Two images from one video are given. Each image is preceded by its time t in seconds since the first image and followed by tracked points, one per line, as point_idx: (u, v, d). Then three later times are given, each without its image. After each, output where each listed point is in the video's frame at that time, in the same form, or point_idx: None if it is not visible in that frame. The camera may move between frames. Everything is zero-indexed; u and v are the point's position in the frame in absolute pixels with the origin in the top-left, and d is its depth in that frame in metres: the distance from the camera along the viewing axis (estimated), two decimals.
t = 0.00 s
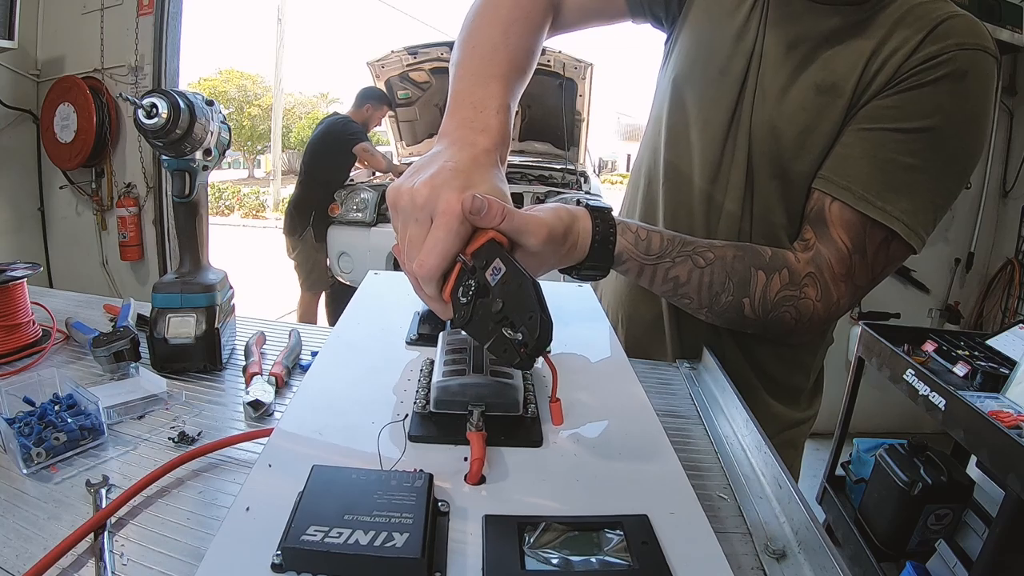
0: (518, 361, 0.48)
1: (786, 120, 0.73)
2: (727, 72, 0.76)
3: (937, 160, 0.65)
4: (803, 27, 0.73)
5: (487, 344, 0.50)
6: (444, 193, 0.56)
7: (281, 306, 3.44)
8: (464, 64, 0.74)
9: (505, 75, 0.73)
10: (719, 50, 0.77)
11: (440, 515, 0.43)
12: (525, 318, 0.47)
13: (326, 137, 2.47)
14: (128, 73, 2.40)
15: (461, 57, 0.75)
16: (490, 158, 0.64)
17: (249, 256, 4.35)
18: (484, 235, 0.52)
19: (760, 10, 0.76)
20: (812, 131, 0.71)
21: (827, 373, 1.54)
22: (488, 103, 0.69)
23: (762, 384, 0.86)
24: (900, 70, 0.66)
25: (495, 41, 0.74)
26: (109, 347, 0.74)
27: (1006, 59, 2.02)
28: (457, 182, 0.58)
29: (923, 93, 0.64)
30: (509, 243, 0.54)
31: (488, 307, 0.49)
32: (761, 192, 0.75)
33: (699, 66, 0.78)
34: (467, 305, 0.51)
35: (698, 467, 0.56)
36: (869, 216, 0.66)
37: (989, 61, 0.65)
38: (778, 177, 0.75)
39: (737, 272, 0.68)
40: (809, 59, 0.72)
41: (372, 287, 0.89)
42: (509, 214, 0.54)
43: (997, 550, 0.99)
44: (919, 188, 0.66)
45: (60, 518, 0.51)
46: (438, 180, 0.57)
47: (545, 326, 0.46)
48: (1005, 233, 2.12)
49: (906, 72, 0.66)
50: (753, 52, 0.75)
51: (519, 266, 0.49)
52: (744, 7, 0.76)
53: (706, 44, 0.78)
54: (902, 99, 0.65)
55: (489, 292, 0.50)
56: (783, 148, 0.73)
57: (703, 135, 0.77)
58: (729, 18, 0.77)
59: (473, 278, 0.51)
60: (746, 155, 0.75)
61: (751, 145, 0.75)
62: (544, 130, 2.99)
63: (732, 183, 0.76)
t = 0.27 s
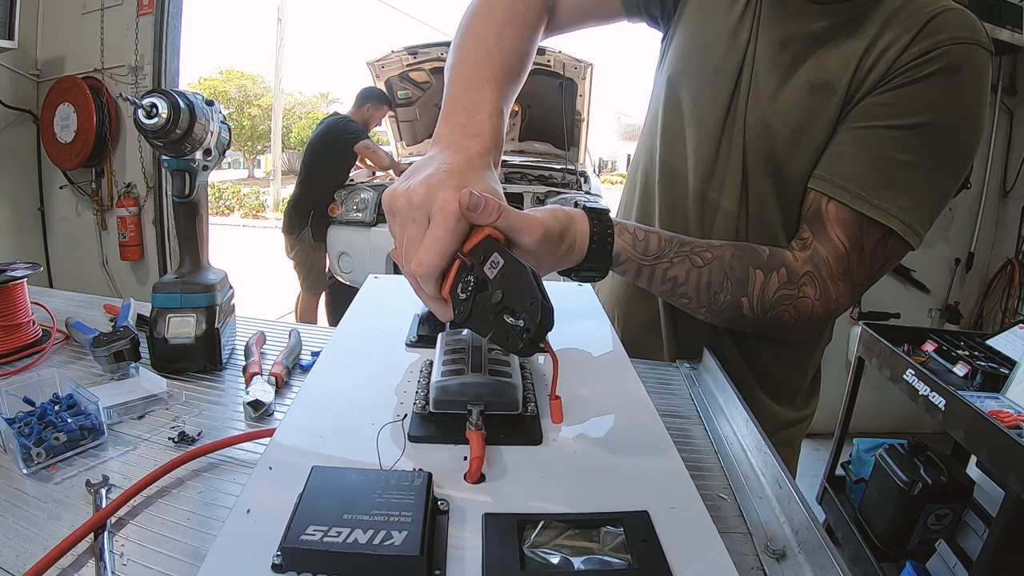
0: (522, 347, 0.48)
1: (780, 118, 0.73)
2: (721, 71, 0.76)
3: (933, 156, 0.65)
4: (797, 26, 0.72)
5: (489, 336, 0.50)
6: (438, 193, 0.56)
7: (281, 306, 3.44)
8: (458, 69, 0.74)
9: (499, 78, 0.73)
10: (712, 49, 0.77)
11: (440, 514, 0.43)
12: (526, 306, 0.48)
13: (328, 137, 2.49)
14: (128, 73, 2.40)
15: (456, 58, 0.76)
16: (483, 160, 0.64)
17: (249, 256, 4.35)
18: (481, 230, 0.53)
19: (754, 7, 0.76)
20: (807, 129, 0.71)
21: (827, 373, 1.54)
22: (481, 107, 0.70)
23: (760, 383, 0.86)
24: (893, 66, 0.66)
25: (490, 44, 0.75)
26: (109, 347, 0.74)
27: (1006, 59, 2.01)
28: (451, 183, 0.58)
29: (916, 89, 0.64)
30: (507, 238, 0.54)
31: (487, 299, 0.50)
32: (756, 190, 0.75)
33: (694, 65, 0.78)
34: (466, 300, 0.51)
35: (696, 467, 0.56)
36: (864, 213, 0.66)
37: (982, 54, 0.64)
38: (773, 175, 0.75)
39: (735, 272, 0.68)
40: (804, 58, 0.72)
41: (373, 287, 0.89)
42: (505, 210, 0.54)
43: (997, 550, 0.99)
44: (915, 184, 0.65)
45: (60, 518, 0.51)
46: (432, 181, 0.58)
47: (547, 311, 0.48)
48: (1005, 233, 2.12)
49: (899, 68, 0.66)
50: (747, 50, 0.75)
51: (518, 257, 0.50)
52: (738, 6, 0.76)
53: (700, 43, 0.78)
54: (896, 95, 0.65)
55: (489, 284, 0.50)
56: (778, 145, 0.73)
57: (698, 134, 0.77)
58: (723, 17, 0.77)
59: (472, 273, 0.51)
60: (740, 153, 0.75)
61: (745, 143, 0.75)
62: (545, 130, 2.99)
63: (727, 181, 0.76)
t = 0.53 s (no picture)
0: (522, 345, 0.48)
1: (775, 115, 0.73)
2: (717, 69, 0.76)
3: (929, 151, 0.65)
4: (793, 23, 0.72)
5: (489, 336, 0.50)
6: (435, 197, 0.56)
7: (282, 306, 3.44)
8: (454, 73, 0.74)
9: (494, 82, 0.73)
10: (705, 47, 0.77)
11: (440, 513, 0.43)
12: (525, 304, 0.48)
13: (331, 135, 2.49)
14: (128, 73, 2.40)
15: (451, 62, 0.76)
16: (476, 165, 0.65)
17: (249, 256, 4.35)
18: (478, 233, 0.53)
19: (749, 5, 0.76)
20: (802, 126, 0.71)
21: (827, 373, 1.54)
22: (476, 112, 0.70)
23: (760, 383, 0.86)
24: (886, 62, 0.66)
25: (486, 49, 0.75)
26: (109, 347, 0.74)
27: (1006, 59, 2.01)
28: (448, 187, 0.58)
29: (910, 85, 0.64)
30: (505, 239, 0.55)
31: (486, 300, 0.50)
32: (753, 189, 0.75)
33: (690, 64, 0.78)
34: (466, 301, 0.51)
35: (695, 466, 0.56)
36: (861, 209, 0.66)
37: (976, 48, 0.64)
38: (770, 174, 0.75)
39: (733, 270, 0.68)
40: (799, 56, 0.72)
41: (374, 293, 0.89)
42: (501, 212, 0.54)
43: (997, 550, 0.99)
44: (912, 179, 0.65)
45: (60, 518, 0.51)
46: (429, 186, 0.58)
47: (547, 309, 0.48)
48: (1005, 233, 2.12)
49: (893, 64, 0.66)
50: (740, 49, 0.76)
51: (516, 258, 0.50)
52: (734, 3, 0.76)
53: (694, 42, 0.78)
54: (890, 91, 0.65)
55: (487, 286, 0.50)
56: (774, 142, 0.73)
57: (693, 133, 0.77)
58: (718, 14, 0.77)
59: (471, 274, 0.51)
60: (736, 152, 0.75)
61: (740, 141, 0.75)
62: (545, 130, 2.99)
63: (724, 179, 0.76)
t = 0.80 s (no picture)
0: (526, 346, 0.49)
1: (771, 114, 0.73)
2: (712, 70, 0.76)
3: (926, 147, 0.65)
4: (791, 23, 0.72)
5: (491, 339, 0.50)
6: (434, 202, 0.56)
7: (282, 306, 3.44)
8: (450, 77, 0.74)
9: (490, 87, 0.74)
10: (701, 48, 0.77)
11: (440, 511, 0.43)
12: (527, 306, 0.49)
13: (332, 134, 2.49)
14: (128, 73, 2.40)
15: (447, 67, 0.76)
16: (474, 170, 0.65)
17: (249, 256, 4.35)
18: (478, 236, 0.53)
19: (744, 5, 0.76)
20: (799, 124, 0.71)
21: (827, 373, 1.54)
22: (472, 116, 0.70)
23: (760, 382, 0.86)
24: (882, 59, 0.66)
25: (482, 53, 0.75)
26: (108, 347, 0.74)
27: (1006, 59, 2.01)
28: (446, 191, 0.58)
29: (906, 82, 0.64)
30: (505, 242, 0.55)
31: (488, 302, 0.50)
32: (751, 188, 0.75)
33: (686, 64, 0.78)
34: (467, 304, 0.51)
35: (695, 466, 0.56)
36: (860, 207, 0.66)
37: (972, 43, 0.64)
38: (768, 173, 0.75)
39: (733, 268, 0.68)
40: (795, 55, 0.72)
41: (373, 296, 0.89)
42: (501, 216, 0.55)
43: (997, 550, 0.99)
44: (909, 176, 0.65)
45: (59, 518, 0.51)
46: (427, 190, 0.58)
47: (549, 309, 0.49)
48: (1005, 233, 2.12)
49: (888, 61, 0.66)
50: (736, 49, 0.76)
51: (517, 261, 0.51)
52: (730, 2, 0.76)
53: (690, 43, 0.78)
54: (886, 88, 0.65)
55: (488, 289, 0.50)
56: (771, 141, 0.73)
57: (690, 133, 0.77)
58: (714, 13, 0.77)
59: (471, 278, 0.51)
60: (733, 153, 0.75)
61: (737, 141, 0.75)
62: (545, 130, 2.99)
63: (722, 179, 0.76)
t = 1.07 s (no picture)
0: (534, 330, 0.48)
1: (770, 115, 0.73)
2: (709, 71, 0.76)
3: (926, 147, 0.65)
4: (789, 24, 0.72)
5: (497, 327, 0.50)
6: (436, 195, 0.56)
7: (282, 306, 3.44)
8: (451, 77, 0.75)
9: (490, 87, 0.74)
10: (698, 50, 0.77)
11: (442, 515, 0.43)
12: (533, 292, 0.49)
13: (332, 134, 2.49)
14: (128, 73, 2.40)
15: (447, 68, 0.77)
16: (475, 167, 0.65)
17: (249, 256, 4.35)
18: (482, 228, 0.53)
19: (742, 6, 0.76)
20: (798, 125, 0.71)
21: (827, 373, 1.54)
22: (472, 115, 0.70)
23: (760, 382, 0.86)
24: (880, 60, 0.66)
25: (482, 53, 0.75)
26: (109, 347, 0.74)
27: (1006, 59, 2.01)
28: (448, 186, 0.58)
29: (904, 83, 0.64)
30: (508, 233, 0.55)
31: (494, 291, 0.50)
32: (751, 190, 0.75)
33: (683, 66, 0.78)
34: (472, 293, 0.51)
35: (697, 466, 0.56)
36: (860, 208, 0.66)
37: (969, 43, 0.64)
38: (768, 174, 0.75)
39: (735, 269, 0.68)
40: (793, 55, 0.72)
41: (372, 292, 0.89)
42: (503, 208, 0.55)
43: (997, 550, 0.99)
44: (909, 176, 0.65)
45: (60, 518, 0.51)
46: (429, 185, 0.58)
47: (556, 292, 0.48)
48: (1005, 232, 2.12)
49: (886, 62, 0.66)
50: (733, 51, 0.76)
51: (522, 249, 0.51)
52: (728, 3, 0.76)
53: (687, 45, 0.78)
54: (885, 89, 0.65)
55: (493, 278, 0.50)
56: (770, 142, 0.73)
57: (689, 134, 0.77)
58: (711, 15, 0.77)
59: (476, 268, 0.51)
60: (732, 154, 0.75)
61: (735, 142, 0.75)
62: (545, 130, 2.99)
63: (721, 180, 0.76)
